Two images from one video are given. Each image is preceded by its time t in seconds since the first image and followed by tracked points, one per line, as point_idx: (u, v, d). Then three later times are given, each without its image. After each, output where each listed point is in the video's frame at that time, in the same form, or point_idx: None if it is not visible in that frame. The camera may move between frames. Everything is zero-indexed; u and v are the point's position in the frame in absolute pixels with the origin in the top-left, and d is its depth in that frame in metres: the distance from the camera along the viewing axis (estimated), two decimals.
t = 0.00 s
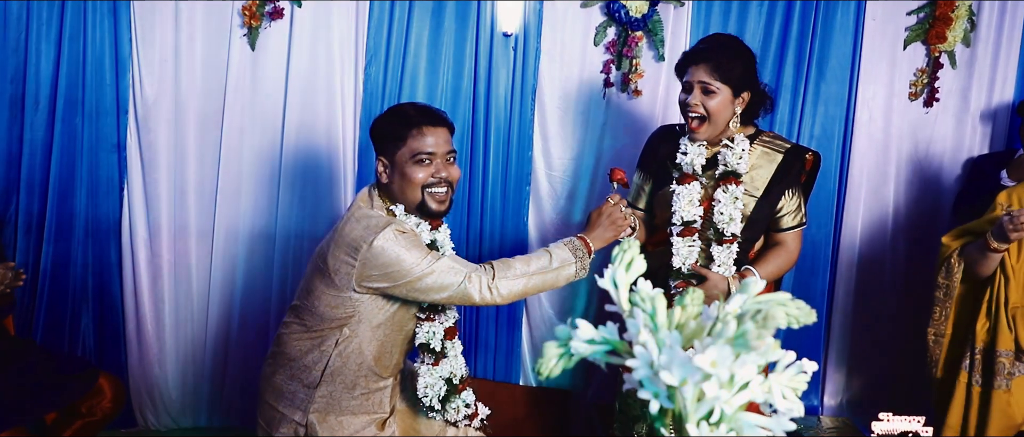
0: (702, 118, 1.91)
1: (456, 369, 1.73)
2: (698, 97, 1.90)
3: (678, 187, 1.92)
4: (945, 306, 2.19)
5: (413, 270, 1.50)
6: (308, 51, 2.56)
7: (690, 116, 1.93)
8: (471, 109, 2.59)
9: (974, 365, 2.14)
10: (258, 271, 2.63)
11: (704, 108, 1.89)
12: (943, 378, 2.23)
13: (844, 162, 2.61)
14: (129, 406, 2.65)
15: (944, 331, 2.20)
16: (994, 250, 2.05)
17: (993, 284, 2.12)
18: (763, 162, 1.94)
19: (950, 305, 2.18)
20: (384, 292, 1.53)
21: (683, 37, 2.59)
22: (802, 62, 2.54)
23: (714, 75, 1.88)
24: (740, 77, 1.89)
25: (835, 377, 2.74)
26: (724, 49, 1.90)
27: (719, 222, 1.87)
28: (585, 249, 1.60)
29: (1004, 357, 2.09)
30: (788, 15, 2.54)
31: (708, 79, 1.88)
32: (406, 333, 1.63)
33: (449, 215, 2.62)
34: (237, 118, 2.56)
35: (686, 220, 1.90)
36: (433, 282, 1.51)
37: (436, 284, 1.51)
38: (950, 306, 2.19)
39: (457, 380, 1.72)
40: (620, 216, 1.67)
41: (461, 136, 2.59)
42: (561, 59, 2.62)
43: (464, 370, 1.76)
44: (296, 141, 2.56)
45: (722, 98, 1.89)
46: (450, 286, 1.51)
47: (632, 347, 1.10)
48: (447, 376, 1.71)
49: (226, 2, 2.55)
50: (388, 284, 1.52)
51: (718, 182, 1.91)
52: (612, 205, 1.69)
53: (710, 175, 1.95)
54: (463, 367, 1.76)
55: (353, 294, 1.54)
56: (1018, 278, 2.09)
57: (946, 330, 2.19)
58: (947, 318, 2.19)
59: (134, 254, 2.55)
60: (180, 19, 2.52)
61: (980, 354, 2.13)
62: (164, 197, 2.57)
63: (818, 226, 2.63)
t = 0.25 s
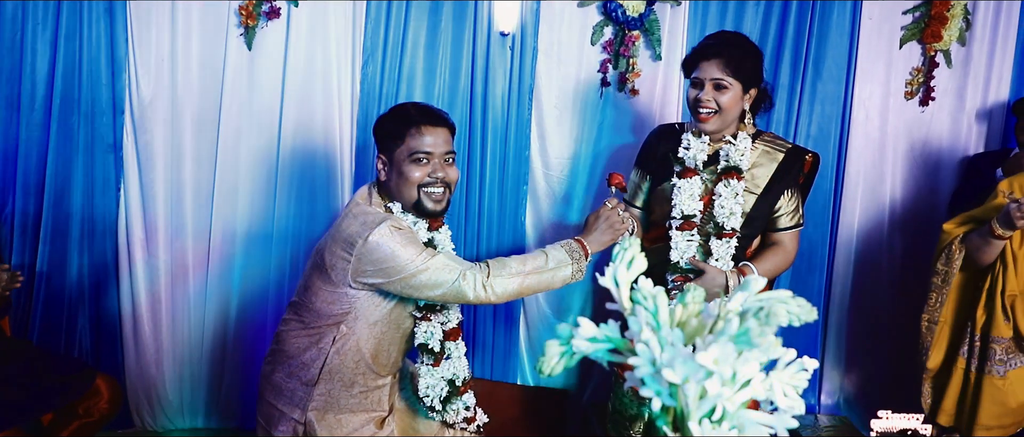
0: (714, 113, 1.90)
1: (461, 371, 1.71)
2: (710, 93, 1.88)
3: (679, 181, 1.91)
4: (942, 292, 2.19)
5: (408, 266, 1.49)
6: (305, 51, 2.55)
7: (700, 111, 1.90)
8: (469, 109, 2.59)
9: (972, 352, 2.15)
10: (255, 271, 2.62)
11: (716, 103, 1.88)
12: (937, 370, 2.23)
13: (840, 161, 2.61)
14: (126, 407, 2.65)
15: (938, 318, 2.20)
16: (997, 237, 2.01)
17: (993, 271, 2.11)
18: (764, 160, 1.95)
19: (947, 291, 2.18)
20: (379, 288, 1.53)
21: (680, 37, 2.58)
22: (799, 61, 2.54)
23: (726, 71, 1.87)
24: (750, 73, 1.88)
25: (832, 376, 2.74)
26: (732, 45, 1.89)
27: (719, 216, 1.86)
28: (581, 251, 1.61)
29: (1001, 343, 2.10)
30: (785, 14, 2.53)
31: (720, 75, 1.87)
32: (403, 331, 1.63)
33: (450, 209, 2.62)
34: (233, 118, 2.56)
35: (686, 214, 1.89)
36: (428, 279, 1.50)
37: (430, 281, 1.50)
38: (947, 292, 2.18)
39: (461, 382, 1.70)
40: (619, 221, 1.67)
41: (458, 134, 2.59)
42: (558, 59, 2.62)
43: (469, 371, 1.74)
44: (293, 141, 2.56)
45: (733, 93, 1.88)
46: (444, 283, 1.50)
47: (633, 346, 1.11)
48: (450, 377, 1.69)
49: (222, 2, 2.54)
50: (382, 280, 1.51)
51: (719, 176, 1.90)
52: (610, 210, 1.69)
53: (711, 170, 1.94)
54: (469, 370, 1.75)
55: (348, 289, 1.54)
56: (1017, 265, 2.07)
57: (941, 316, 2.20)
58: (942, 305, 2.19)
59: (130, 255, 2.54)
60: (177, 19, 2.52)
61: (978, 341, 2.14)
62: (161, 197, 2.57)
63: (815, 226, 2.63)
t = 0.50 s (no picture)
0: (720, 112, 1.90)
1: (457, 372, 1.71)
2: (716, 92, 1.88)
3: (681, 176, 1.91)
4: (943, 286, 2.18)
5: (404, 263, 1.49)
6: (302, 51, 2.55)
7: (706, 110, 1.91)
8: (466, 109, 2.59)
9: (972, 345, 2.15)
10: (252, 271, 2.62)
11: (722, 102, 1.88)
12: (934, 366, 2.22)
13: (838, 161, 2.60)
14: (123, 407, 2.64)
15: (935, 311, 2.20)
16: (1004, 232, 2.00)
17: (997, 266, 2.11)
18: (765, 160, 1.95)
19: (948, 285, 2.17)
20: (375, 285, 1.53)
21: (677, 37, 2.59)
22: (796, 61, 2.54)
23: (732, 70, 1.87)
24: (756, 72, 1.88)
25: (829, 375, 2.75)
26: (736, 45, 1.89)
27: (720, 212, 1.87)
28: (577, 253, 1.60)
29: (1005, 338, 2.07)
30: (782, 15, 2.53)
31: (725, 74, 1.87)
32: (400, 330, 1.63)
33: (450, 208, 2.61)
34: (231, 118, 2.56)
35: (687, 208, 1.89)
36: (423, 277, 1.50)
37: (426, 279, 1.50)
38: (947, 286, 2.18)
39: (460, 385, 1.71)
40: (615, 222, 1.68)
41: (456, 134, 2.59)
42: (555, 59, 2.62)
43: (468, 374, 1.74)
44: (291, 141, 2.56)
45: (739, 92, 1.88)
46: (440, 282, 1.50)
47: (634, 345, 1.10)
48: (449, 379, 1.70)
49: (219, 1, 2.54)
50: (378, 276, 1.51)
51: (722, 173, 1.91)
52: (606, 213, 1.70)
53: (714, 168, 1.95)
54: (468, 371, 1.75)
55: (346, 286, 1.54)
56: (1022, 260, 2.07)
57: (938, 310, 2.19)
58: (941, 298, 2.19)
59: (127, 255, 2.54)
60: (174, 19, 2.51)
61: (979, 334, 2.14)
62: (158, 197, 2.57)
63: (812, 226, 2.63)
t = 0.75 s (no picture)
0: (723, 112, 1.90)
1: (455, 372, 1.71)
2: (720, 92, 1.88)
3: (681, 174, 1.91)
4: (949, 286, 2.16)
5: (403, 258, 1.50)
6: (300, 51, 2.55)
7: (709, 110, 1.91)
8: (464, 109, 2.59)
9: (977, 344, 2.12)
10: (250, 270, 2.61)
11: (726, 102, 1.88)
12: (939, 366, 2.18)
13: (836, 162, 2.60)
14: (121, 408, 2.63)
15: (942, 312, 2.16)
16: (1013, 232, 2.00)
17: (1006, 265, 2.10)
18: (763, 162, 1.95)
19: (955, 285, 2.15)
20: (375, 280, 1.53)
21: (675, 38, 2.59)
22: (794, 62, 2.54)
23: (736, 71, 1.88)
24: (758, 73, 1.90)
25: (827, 376, 2.75)
26: (740, 46, 1.90)
27: (718, 210, 1.86)
28: (576, 253, 1.59)
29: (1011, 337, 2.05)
30: (779, 15, 2.53)
31: (729, 75, 1.87)
32: (400, 329, 1.63)
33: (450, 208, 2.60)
34: (228, 118, 2.55)
35: (686, 206, 1.87)
36: (423, 272, 1.50)
37: (425, 275, 1.50)
38: (954, 286, 2.16)
39: (457, 384, 1.69)
40: (615, 224, 1.67)
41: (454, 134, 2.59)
42: (554, 60, 2.62)
43: (465, 373, 1.73)
44: (288, 141, 2.55)
45: (742, 93, 1.88)
46: (439, 278, 1.50)
47: (634, 345, 1.09)
48: (446, 379, 1.69)
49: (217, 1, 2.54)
50: (378, 271, 1.52)
51: (720, 172, 1.90)
52: (607, 214, 1.68)
53: (712, 167, 1.94)
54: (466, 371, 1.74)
55: (346, 282, 1.55)
56: None
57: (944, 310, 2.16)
58: (948, 298, 2.16)
59: (125, 256, 2.53)
60: (171, 19, 2.51)
61: (985, 334, 2.11)
62: (155, 198, 2.55)
63: (808, 226, 2.64)
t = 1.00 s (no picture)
0: (721, 111, 1.90)
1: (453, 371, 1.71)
2: (718, 92, 1.88)
3: (677, 173, 1.90)
4: (960, 289, 2.17)
5: (405, 254, 1.50)
6: (298, 52, 2.55)
7: (707, 109, 1.90)
8: (462, 109, 2.59)
9: (988, 346, 2.14)
10: (248, 270, 2.61)
11: (724, 102, 1.88)
12: (950, 370, 2.21)
13: (833, 163, 2.61)
14: (118, 409, 2.62)
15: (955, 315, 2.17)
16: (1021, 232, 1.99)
17: (1016, 264, 2.09)
18: (759, 162, 1.96)
19: (966, 288, 2.16)
20: (376, 276, 1.53)
21: (673, 38, 2.59)
22: (791, 63, 2.55)
23: (735, 70, 1.88)
24: (757, 74, 1.90)
25: (824, 377, 2.75)
26: (739, 46, 1.90)
27: (714, 210, 1.86)
28: (577, 249, 1.59)
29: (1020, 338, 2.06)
30: (777, 16, 2.54)
31: (727, 74, 1.88)
32: (400, 327, 1.64)
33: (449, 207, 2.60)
34: (226, 118, 2.55)
35: (682, 205, 1.86)
36: (424, 268, 1.50)
37: (426, 271, 1.50)
38: (965, 289, 2.16)
39: (455, 383, 1.70)
40: (614, 218, 1.67)
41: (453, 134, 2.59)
42: (552, 60, 2.62)
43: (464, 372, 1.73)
44: (287, 141, 2.55)
45: (741, 93, 1.88)
46: (440, 274, 1.50)
47: (634, 346, 1.09)
48: (445, 378, 1.69)
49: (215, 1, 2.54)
50: (379, 267, 1.52)
51: (716, 172, 1.90)
52: (607, 210, 1.69)
53: (708, 167, 1.94)
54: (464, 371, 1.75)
55: (347, 279, 1.54)
56: None
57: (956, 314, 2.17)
58: (960, 301, 2.17)
59: (122, 256, 2.53)
60: (169, 19, 2.51)
61: (995, 335, 2.12)
62: (153, 198, 2.54)
63: (806, 226, 2.64)
